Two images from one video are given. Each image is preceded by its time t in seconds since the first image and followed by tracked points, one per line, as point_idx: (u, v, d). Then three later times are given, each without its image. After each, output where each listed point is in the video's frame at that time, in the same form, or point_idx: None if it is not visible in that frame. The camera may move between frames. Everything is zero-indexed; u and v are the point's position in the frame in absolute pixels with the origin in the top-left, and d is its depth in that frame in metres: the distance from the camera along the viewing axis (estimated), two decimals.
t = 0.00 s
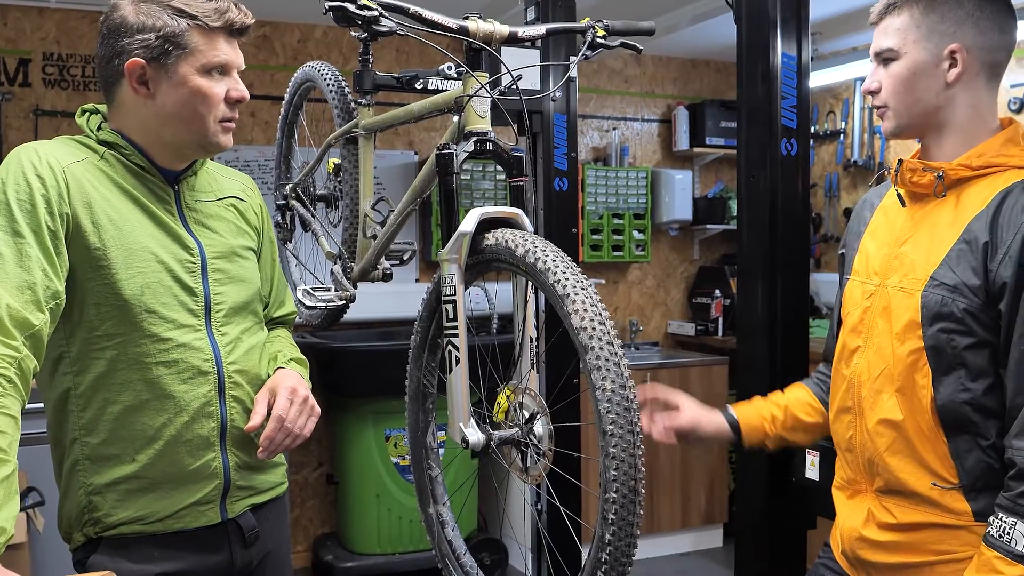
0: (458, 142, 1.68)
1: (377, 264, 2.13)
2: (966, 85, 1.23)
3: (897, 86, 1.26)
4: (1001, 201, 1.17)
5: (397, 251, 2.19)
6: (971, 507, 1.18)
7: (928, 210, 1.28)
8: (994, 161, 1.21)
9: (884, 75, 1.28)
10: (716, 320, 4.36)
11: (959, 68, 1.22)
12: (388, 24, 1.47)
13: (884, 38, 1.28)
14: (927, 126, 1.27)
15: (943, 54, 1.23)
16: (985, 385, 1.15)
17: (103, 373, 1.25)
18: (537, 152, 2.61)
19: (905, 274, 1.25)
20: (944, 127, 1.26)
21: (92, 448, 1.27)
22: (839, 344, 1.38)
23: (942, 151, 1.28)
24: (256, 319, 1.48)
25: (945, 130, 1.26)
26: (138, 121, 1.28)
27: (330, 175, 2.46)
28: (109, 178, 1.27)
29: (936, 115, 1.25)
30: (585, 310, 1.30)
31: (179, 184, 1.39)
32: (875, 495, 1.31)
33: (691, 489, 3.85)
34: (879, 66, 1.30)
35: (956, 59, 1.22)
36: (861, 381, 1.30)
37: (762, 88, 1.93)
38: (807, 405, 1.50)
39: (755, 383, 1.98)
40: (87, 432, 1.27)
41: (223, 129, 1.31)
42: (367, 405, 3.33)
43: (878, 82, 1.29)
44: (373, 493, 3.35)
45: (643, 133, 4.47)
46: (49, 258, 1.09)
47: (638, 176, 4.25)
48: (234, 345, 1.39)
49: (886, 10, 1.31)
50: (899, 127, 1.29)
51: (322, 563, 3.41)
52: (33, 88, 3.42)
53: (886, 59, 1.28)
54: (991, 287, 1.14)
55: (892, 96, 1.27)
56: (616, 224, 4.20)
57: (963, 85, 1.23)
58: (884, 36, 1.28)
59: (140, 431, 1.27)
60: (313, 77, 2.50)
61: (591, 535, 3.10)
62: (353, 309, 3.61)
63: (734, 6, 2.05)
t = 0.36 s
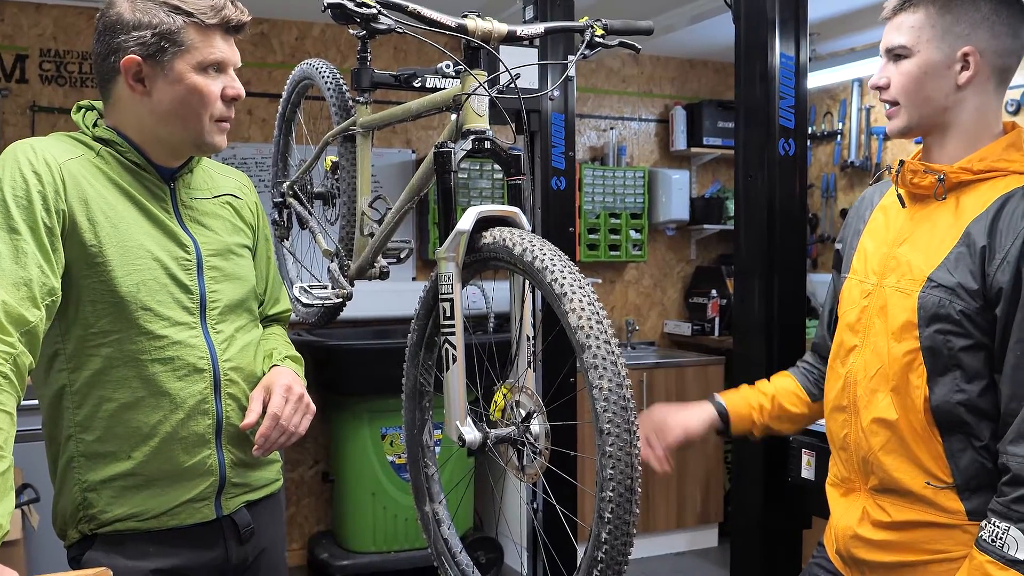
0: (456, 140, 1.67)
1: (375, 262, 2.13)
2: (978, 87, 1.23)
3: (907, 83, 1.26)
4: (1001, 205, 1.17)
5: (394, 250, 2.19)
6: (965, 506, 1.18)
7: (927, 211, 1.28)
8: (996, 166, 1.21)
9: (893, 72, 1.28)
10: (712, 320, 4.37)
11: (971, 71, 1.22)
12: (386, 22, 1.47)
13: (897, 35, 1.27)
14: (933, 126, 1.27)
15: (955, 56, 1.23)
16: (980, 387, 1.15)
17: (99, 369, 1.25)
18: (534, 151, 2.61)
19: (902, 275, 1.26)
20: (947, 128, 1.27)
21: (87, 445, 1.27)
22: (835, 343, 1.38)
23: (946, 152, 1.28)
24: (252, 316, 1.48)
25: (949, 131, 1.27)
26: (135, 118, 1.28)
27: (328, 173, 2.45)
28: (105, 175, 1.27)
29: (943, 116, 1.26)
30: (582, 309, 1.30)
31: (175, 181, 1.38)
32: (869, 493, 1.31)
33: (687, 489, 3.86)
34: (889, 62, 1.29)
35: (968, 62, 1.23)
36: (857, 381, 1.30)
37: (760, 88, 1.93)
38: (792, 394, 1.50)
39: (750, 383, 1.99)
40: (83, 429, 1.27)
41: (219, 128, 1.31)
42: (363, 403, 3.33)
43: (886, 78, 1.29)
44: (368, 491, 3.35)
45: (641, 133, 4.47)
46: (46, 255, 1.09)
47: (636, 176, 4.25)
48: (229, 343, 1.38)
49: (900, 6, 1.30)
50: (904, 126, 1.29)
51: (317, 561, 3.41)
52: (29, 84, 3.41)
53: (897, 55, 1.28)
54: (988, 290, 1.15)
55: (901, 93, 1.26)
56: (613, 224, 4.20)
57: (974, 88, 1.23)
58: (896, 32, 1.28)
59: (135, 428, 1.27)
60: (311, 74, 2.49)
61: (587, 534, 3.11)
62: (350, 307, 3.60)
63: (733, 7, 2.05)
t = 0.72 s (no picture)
0: (457, 142, 1.68)
1: (377, 264, 2.13)
2: (983, 92, 1.24)
3: (913, 83, 1.25)
4: (1004, 208, 1.17)
5: (396, 252, 2.19)
6: (969, 510, 1.18)
7: (929, 215, 1.28)
8: (996, 169, 1.21)
9: (898, 71, 1.27)
10: (713, 322, 4.37)
11: (977, 76, 1.23)
12: (389, 24, 1.47)
13: (904, 35, 1.27)
14: (934, 129, 1.27)
15: (963, 59, 1.23)
16: (983, 391, 1.16)
17: (101, 370, 1.25)
18: (536, 153, 2.61)
19: (905, 279, 1.26)
20: (949, 131, 1.27)
21: (88, 446, 1.27)
22: (836, 348, 1.38)
23: (944, 156, 1.28)
24: (253, 318, 1.48)
25: (950, 134, 1.27)
26: (138, 121, 1.28)
27: (330, 174, 2.45)
28: (108, 176, 1.27)
29: (946, 119, 1.26)
30: (585, 311, 1.30)
31: (178, 183, 1.38)
32: (872, 498, 1.31)
33: (688, 491, 3.86)
34: (894, 61, 1.29)
35: (976, 66, 1.23)
36: (859, 385, 1.30)
37: (762, 90, 1.94)
38: (812, 460, 1.49)
39: (751, 386, 1.98)
40: (84, 430, 1.27)
41: (220, 132, 1.31)
42: (364, 404, 3.33)
43: (890, 78, 1.28)
44: (369, 492, 3.35)
45: (642, 135, 4.48)
46: (50, 256, 1.09)
47: (637, 177, 4.26)
48: (232, 344, 1.38)
49: (906, 7, 1.29)
50: (906, 126, 1.29)
51: (317, 562, 3.41)
52: (32, 85, 3.41)
53: (903, 55, 1.27)
54: (993, 294, 1.15)
55: (905, 93, 1.26)
56: (614, 225, 4.19)
57: (980, 93, 1.24)
58: (902, 32, 1.27)
59: (136, 429, 1.27)
60: (313, 76, 2.50)
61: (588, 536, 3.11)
62: (351, 309, 3.60)
63: (735, 9, 2.05)
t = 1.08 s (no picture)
0: (460, 144, 1.68)
1: (378, 266, 2.13)
2: (983, 94, 1.24)
3: (914, 85, 1.25)
4: (1006, 210, 1.17)
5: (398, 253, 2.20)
6: (974, 513, 1.18)
7: (931, 217, 1.28)
8: (997, 171, 1.21)
9: (898, 74, 1.27)
10: (715, 324, 4.37)
11: (979, 77, 1.22)
12: (390, 26, 1.46)
13: (903, 37, 1.26)
14: (935, 131, 1.27)
15: (964, 60, 1.23)
16: (988, 393, 1.15)
17: (103, 371, 1.24)
18: (538, 154, 2.61)
19: (908, 282, 1.25)
20: (950, 133, 1.26)
21: (90, 447, 1.27)
22: (838, 351, 1.38)
23: (947, 158, 1.28)
24: (257, 318, 1.48)
25: (951, 135, 1.26)
26: (142, 122, 1.27)
27: (331, 176, 2.45)
28: (109, 177, 1.27)
29: (946, 121, 1.25)
30: (587, 313, 1.30)
31: (180, 184, 1.38)
32: (876, 501, 1.30)
33: (690, 493, 3.85)
34: (892, 64, 1.28)
35: (977, 68, 1.23)
36: (862, 388, 1.30)
37: (764, 92, 1.93)
38: (804, 468, 1.47)
39: (753, 388, 1.98)
40: (86, 431, 1.27)
41: (224, 137, 1.31)
42: (366, 406, 3.33)
43: (890, 80, 1.28)
44: (371, 495, 3.35)
45: (644, 137, 4.47)
46: (51, 257, 1.09)
47: (638, 179, 4.25)
48: (235, 346, 1.38)
49: (905, 9, 1.29)
50: (904, 129, 1.28)
51: (319, 565, 3.41)
52: (34, 87, 3.42)
53: (902, 57, 1.27)
54: (996, 296, 1.15)
55: (904, 96, 1.26)
56: (616, 227, 4.19)
57: (980, 94, 1.24)
58: (901, 34, 1.27)
59: (138, 430, 1.27)
60: (315, 78, 2.49)
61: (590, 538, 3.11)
62: (352, 311, 3.60)
63: (737, 10, 2.05)
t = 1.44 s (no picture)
0: (463, 141, 1.67)
1: (381, 264, 2.13)
2: (985, 91, 1.24)
3: (915, 83, 1.24)
4: (1005, 207, 1.17)
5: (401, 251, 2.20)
6: (973, 511, 1.18)
7: (931, 215, 1.28)
8: (996, 168, 1.21)
9: (899, 71, 1.26)
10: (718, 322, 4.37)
11: (980, 73, 1.22)
12: (393, 23, 1.46)
13: (904, 34, 1.26)
14: (936, 129, 1.27)
15: (966, 57, 1.22)
16: (986, 391, 1.15)
17: (106, 368, 1.25)
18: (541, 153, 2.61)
19: (908, 280, 1.25)
20: (950, 131, 1.26)
21: (94, 445, 1.27)
22: (841, 350, 1.38)
23: (946, 156, 1.28)
24: (260, 316, 1.48)
25: (952, 133, 1.26)
26: (150, 120, 1.27)
27: (334, 174, 2.45)
28: (113, 174, 1.27)
29: (947, 118, 1.25)
30: (589, 311, 1.29)
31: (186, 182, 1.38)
32: (877, 499, 1.30)
33: (693, 492, 3.85)
34: (893, 61, 1.28)
35: (978, 64, 1.22)
36: (862, 387, 1.29)
37: (768, 90, 1.93)
38: (814, 468, 1.46)
39: (756, 386, 1.98)
40: (89, 428, 1.27)
41: (237, 137, 1.32)
42: (369, 405, 3.33)
43: (890, 78, 1.27)
44: (374, 493, 3.35)
45: (647, 135, 4.47)
46: (54, 255, 1.09)
47: (642, 177, 4.25)
48: (238, 343, 1.38)
49: (905, 6, 1.29)
50: (906, 125, 1.28)
51: (322, 563, 3.41)
52: (37, 85, 3.42)
53: (903, 55, 1.26)
54: (994, 293, 1.14)
55: (906, 92, 1.25)
56: (619, 225, 4.19)
57: (981, 91, 1.23)
58: (901, 32, 1.26)
59: (141, 428, 1.27)
60: (318, 76, 2.50)
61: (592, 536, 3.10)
62: (355, 309, 3.61)
63: (740, 8, 2.04)
